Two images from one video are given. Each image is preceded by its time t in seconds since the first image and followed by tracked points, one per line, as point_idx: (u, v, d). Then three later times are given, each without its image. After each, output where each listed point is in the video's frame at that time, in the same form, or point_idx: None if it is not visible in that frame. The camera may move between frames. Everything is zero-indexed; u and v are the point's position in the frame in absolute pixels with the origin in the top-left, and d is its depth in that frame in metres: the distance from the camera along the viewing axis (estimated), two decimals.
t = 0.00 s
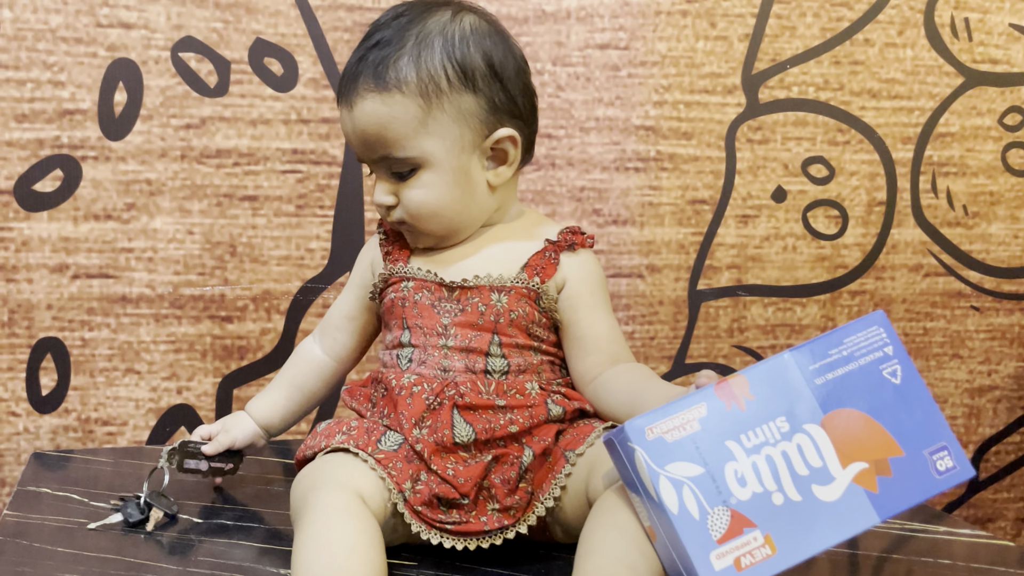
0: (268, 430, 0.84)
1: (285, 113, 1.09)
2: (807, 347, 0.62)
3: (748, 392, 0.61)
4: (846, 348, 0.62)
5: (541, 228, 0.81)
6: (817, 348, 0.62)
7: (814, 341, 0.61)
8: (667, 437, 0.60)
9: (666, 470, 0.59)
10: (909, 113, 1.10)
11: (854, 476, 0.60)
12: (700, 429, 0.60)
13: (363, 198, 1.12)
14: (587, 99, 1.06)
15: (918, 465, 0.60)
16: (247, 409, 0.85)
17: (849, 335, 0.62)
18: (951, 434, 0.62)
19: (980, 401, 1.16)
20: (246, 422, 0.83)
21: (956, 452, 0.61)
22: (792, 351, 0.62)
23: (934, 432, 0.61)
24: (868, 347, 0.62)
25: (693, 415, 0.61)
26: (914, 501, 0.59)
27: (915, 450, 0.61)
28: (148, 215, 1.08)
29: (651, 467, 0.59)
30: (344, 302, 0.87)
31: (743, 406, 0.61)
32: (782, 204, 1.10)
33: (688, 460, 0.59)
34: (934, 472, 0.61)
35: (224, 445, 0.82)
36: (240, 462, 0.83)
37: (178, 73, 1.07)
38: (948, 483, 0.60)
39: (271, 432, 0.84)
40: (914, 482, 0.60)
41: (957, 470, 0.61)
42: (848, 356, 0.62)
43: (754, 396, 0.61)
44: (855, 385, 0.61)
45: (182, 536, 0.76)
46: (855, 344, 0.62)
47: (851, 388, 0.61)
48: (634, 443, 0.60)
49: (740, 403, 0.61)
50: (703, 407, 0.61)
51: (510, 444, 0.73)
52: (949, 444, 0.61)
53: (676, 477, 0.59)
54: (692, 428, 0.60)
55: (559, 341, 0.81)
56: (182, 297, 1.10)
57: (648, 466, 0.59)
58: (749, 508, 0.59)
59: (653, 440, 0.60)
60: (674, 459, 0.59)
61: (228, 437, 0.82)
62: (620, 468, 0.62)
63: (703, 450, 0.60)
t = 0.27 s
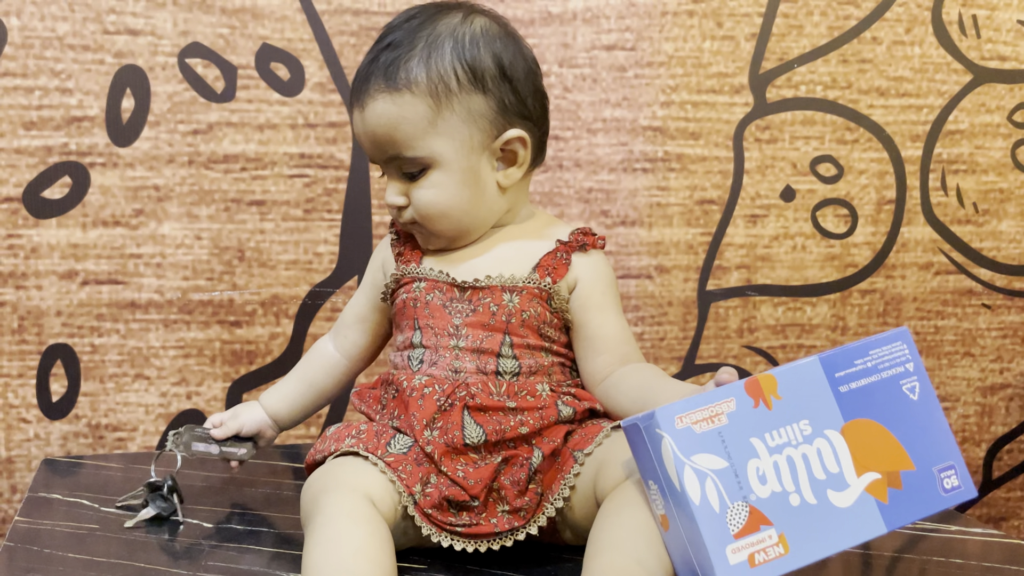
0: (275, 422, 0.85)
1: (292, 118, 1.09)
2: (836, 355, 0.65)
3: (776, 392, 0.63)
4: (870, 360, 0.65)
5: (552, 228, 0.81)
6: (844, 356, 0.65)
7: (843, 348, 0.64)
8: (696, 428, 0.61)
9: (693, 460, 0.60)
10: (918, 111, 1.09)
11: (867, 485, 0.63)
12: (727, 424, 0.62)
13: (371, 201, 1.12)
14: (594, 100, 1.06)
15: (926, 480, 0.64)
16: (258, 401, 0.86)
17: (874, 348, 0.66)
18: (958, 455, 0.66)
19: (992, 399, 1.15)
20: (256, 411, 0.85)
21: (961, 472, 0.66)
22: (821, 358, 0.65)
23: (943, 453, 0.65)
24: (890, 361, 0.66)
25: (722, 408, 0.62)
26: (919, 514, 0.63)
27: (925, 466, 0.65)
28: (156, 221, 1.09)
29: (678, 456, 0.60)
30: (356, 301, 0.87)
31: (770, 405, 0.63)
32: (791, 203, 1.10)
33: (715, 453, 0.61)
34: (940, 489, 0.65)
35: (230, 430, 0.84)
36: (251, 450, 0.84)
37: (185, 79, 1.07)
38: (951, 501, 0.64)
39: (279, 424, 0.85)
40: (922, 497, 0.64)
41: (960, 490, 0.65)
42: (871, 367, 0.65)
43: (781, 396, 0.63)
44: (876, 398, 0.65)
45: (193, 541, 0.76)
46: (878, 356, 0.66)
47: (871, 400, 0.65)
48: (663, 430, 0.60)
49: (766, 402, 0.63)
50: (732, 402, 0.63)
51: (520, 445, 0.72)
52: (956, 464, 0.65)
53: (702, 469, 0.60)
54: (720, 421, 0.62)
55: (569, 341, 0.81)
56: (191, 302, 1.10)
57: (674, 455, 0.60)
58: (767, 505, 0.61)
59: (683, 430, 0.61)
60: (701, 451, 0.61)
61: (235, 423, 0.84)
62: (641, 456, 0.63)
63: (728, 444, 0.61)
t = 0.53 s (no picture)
0: (311, 378, 0.91)
1: (289, 125, 1.10)
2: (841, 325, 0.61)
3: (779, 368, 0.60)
4: (878, 330, 0.61)
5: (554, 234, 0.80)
6: (850, 327, 0.61)
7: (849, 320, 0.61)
8: (695, 409, 0.58)
9: (691, 441, 0.58)
10: (912, 114, 1.10)
11: (875, 458, 0.59)
12: (727, 403, 0.59)
13: (368, 207, 1.12)
14: (590, 105, 1.06)
15: (939, 451, 0.60)
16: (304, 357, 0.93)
17: (883, 317, 0.61)
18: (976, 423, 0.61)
19: (989, 400, 1.15)
20: (295, 368, 0.91)
21: (979, 441, 0.61)
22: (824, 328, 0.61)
23: (959, 422, 0.61)
24: (900, 329, 0.62)
25: (722, 387, 0.59)
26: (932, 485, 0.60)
27: (938, 436, 0.61)
28: (153, 228, 1.09)
29: (675, 436, 0.58)
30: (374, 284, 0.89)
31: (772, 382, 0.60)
32: (786, 206, 1.10)
33: (714, 433, 0.58)
34: (955, 460, 0.60)
35: (274, 381, 0.92)
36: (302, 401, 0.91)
37: (182, 87, 1.08)
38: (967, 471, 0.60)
39: (314, 380, 0.91)
40: (935, 469, 0.60)
41: (975, 459, 0.61)
42: (880, 337, 0.61)
43: (784, 371, 0.60)
44: (884, 367, 0.61)
45: (192, 547, 0.76)
46: (888, 325, 0.61)
47: (880, 370, 0.61)
48: (660, 412, 0.58)
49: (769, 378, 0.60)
50: (733, 380, 0.60)
51: (519, 450, 0.73)
52: (973, 433, 0.61)
53: (701, 449, 0.58)
54: (719, 401, 0.59)
55: (574, 346, 0.80)
56: (189, 309, 1.11)
57: (672, 435, 0.58)
58: (769, 482, 0.58)
59: (681, 411, 0.58)
60: (699, 431, 0.58)
61: (278, 374, 0.92)
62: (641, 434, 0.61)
63: (728, 423, 0.59)
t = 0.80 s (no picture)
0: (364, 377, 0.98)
1: (274, 127, 1.10)
2: (722, 275, 0.57)
3: (648, 324, 0.57)
4: (767, 275, 0.57)
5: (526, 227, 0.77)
6: (733, 276, 0.57)
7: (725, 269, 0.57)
8: (553, 373, 0.56)
9: (551, 408, 0.55)
10: (894, 114, 1.10)
11: (767, 416, 0.53)
12: (591, 365, 0.56)
13: (353, 209, 1.12)
14: (574, 106, 1.07)
15: (850, 402, 0.53)
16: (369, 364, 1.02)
17: (775, 259, 0.57)
18: (900, 371, 0.53)
19: (972, 398, 1.16)
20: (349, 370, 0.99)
21: (902, 387, 0.53)
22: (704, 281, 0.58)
23: (873, 368, 0.54)
24: (798, 271, 0.56)
25: (586, 350, 0.56)
26: (841, 442, 0.52)
27: (846, 386, 0.54)
28: (138, 231, 1.09)
29: (533, 405, 0.55)
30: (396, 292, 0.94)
31: (640, 340, 0.56)
32: (770, 206, 1.10)
33: (572, 397, 0.55)
34: (871, 411, 0.53)
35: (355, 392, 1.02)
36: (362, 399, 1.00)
37: (166, 89, 1.08)
38: (888, 425, 0.52)
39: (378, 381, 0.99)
40: (844, 422, 0.53)
41: (901, 411, 0.52)
42: (772, 282, 0.56)
43: (655, 328, 0.57)
44: (775, 313, 0.55)
45: (178, 549, 0.76)
46: (779, 269, 0.56)
47: (776, 320, 0.55)
48: (520, 380, 0.56)
49: (638, 337, 0.56)
50: (598, 342, 0.57)
51: (499, 453, 0.73)
52: (890, 378, 0.53)
53: (559, 416, 0.55)
54: (583, 363, 0.56)
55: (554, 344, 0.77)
56: (175, 311, 1.10)
57: (530, 404, 0.55)
58: (641, 449, 0.53)
59: (539, 377, 0.56)
60: (558, 398, 0.55)
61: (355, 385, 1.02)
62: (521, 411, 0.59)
63: (592, 387, 0.55)
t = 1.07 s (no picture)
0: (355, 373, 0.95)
1: (260, 127, 1.09)
2: (601, 232, 0.59)
3: (522, 280, 0.60)
4: (644, 231, 0.58)
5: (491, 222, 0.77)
6: (610, 232, 0.59)
7: (599, 226, 0.59)
8: (430, 327, 0.61)
9: (423, 359, 0.61)
10: (878, 112, 1.11)
11: (618, 370, 0.56)
12: (464, 319, 0.61)
13: (340, 209, 1.12)
14: (560, 106, 1.07)
15: (700, 358, 0.54)
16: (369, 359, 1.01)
17: (648, 216, 0.58)
18: (754, 327, 0.53)
19: (957, 394, 1.17)
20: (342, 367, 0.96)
21: (756, 344, 0.53)
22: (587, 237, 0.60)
23: (731, 325, 0.54)
24: (671, 228, 0.57)
25: (462, 304, 0.61)
26: (681, 398, 0.53)
27: (700, 341, 0.54)
28: (124, 231, 1.08)
29: (410, 356, 0.61)
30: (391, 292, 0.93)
31: (512, 294, 0.60)
32: (756, 205, 1.11)
33: (443, 349, 0.60)
34: (721, 367, 0.53)
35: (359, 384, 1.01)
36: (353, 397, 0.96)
37: (152, 90, 1.07)
38: (734, 381, 0.52)
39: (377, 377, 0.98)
40: (689, 378, 0.54)
41: (751, 366, 0.53)
42: (641, 238, 0.58)
43: (529, 284, 0.60)
44: (640, 270, 0.57)
45: (165, 550, 0.76)
46: (651, 225, 0.58)
47: (644, 273, 0.57)
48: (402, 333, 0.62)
49: (512, 291, 0.60)
50: (474, 297, 0.61)
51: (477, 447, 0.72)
52: (744, 336, 0.53)
53: (429, 366, 0.60)
54: (457, 317, 0.61)
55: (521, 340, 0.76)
56: (161, 312, 1.10)
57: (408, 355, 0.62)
58: (494, 398, 0.58)
59: (418, 329, 0.62)
60: (432, 349, 0.61)
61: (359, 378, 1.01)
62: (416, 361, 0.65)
63: (462, 339, 0.60)
